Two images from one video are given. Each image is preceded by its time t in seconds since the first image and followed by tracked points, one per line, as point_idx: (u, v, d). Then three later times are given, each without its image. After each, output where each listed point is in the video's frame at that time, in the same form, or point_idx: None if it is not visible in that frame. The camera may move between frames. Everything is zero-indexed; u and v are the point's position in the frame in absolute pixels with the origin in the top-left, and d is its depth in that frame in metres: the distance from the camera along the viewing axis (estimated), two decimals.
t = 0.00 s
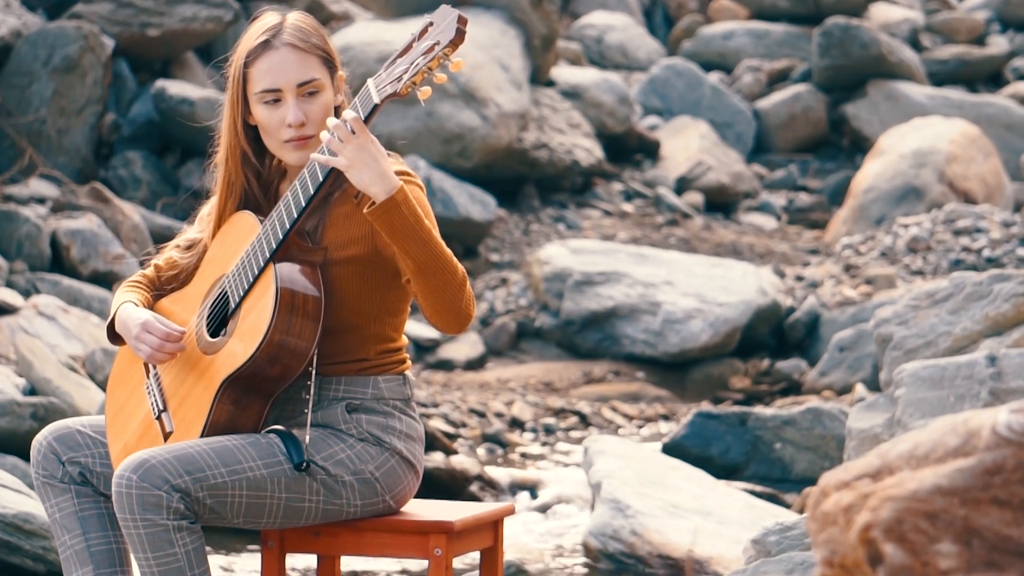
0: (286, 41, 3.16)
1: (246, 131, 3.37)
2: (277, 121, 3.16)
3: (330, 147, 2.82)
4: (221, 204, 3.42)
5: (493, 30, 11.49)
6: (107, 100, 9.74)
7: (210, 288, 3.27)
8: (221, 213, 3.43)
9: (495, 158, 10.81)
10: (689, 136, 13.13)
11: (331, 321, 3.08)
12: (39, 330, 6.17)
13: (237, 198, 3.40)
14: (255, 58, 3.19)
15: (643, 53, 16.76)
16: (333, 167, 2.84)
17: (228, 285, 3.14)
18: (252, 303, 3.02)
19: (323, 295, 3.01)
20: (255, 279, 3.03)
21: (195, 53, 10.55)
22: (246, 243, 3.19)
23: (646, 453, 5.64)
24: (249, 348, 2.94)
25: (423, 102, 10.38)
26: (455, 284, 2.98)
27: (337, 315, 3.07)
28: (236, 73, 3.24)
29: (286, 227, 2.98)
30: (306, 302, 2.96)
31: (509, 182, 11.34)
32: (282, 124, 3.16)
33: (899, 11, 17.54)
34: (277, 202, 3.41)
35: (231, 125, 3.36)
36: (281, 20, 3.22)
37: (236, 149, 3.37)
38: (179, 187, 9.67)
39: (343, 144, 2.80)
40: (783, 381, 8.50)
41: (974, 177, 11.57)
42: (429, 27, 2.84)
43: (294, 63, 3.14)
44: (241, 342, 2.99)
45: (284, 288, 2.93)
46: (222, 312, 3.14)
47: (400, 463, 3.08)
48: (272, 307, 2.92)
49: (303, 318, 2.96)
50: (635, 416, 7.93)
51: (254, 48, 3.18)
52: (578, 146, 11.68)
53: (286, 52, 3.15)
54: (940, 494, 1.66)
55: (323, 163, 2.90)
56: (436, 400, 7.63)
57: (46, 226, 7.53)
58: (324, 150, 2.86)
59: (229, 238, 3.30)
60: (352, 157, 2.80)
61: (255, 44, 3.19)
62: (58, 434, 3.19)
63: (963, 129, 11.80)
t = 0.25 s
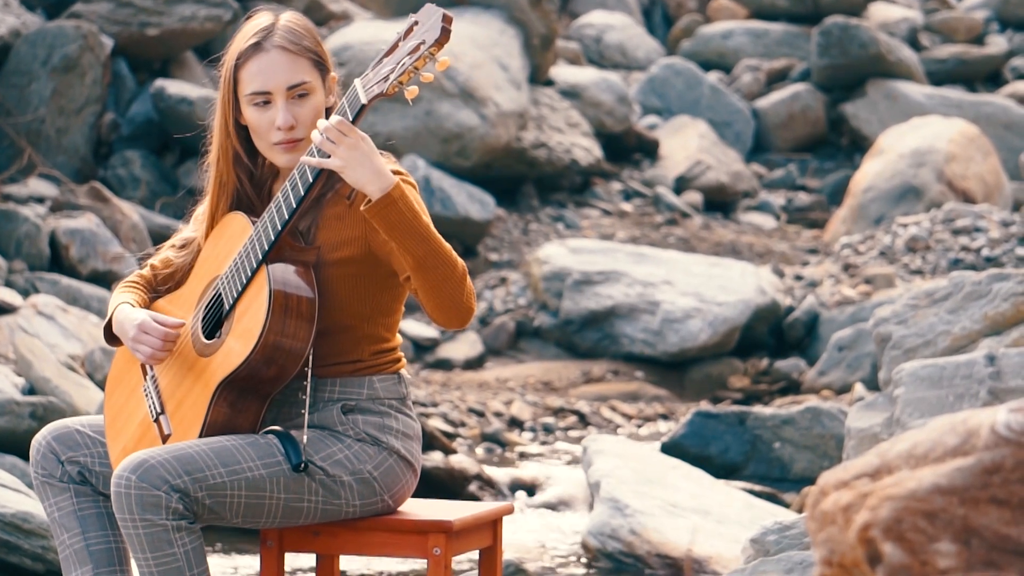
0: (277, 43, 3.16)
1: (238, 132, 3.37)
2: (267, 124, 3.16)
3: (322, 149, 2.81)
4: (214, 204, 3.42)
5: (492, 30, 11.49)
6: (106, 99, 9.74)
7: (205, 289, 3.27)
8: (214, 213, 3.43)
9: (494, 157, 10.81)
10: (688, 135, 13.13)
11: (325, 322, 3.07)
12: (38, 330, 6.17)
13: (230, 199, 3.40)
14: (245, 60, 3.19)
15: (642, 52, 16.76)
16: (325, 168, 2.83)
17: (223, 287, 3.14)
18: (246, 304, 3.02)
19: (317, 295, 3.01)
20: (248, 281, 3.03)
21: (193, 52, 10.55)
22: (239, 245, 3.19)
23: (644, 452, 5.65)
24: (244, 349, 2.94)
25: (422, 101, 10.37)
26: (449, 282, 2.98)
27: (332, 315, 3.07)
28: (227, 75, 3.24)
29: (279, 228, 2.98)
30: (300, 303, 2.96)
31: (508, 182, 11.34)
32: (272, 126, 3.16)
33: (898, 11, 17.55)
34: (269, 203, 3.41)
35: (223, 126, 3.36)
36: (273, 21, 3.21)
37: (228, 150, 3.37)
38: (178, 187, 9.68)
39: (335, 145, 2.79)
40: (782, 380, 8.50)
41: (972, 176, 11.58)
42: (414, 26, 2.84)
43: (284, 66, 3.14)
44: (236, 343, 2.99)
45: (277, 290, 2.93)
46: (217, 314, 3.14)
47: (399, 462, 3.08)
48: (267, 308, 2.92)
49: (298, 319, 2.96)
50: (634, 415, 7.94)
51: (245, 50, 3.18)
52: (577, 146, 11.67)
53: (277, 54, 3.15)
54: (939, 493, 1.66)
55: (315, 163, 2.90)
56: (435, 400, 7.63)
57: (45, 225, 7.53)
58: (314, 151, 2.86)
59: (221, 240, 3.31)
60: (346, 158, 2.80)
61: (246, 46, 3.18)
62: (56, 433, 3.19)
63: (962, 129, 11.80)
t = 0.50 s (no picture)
0: (276, 44, 3.15)
1: (236, 132, 3.37)
2: (265, 125, 3.16)
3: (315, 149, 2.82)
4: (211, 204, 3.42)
5: (491, 29, 11.49)
6: (105, 98, 9.73)
7: (203, 289, 3.27)
8: (211, 213, 3.43)
9: (493, 156, 10.81)
10: (686, 134, 13.14)
11: (323, 323, 3.07)
12: (37, 329, 6.17)
13: (227, 199, 3.40)
14: (244, 60, 3.18)
15: (641, 52, 16.77)
16: (320, 169, 2.83)
17: (221, 287, 3.14)
18: (244, 305, 3.02)
19: (315, 295, 3.01)
20: (247, 281, 3.02)
21: (192, 51, 10.55)
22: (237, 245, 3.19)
23: (642, 451, 5.65)
24: (243, 350, 2.94)
25: (421, 100, 10.37)
26: (446, 282, 2.97)
27: (329, 316, 3.07)
28: (225, 74, 3.24)
29: (277, 229, 2.97)
30: (298, 304, 2.96)
31: (507, 181, 11.34)
32: (270, 127, 3.16)
33: (897, 10, 17.55)
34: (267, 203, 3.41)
35: (221, 125, 3.36)
36: (272, 21, 3.21)
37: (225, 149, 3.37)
38: (177, 186, 9.68)
39: (329, 145, 2.80)
40: (781, 380, 8.49)
41: (971, 176, 11.58)
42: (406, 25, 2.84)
43: (283, 67, 3.14)
44: (234, 344, 2.99)
45: (275, 290, 2.93)
46: (216, 314, 3.14)
47: (398, 462, 3.08)
48: (265, 308, 2.92)
49: (297, 319, 2.96)
50: (633, 415, 7.94)
51: (244, 51, 3.18)
52: (575, 145, 11.66)
53: (276, 55, 3.14)
54: (938, 493, 1.66)
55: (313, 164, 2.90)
56: (433, 399, 7.63)
57: (44, 225, 7.53)
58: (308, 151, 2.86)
59: (218, 240, 3.31)
60: (339, 158, 2.80)
61: (246, 45, 3.18)
62: (54, 433, 3.18)
63: (961, 128, 11.80)
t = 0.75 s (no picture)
0: (283, 42, 3.15)
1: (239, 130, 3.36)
2: (268, 123, 3.16)
3: (319, 150, 2.82)
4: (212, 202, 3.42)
5: (490, 29, 11.49)
6: (104, 98, 9.74)
7: (204, 288, 3.27)
8: (213, 210, 3.43)
9: (492, 156, 10.81)
10: (686, 134, 13.14)
11: (323, 322, 3.07)
12: (36, 329, 6.17)
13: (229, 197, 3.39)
14: (250, 57, 3.18)
15: (640, 51, 16.77)
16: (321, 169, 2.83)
17: (222, 286, 3.14)
18: (245, 304, 3.02)
19: (316, 295, 3.01)
20: (248, 281, 3.02)
21: (191, 51, 10.55)
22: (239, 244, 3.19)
23: (641, 451, 5.65)
24: (244, 349, 2.95)
25: (420, 100, 10.37)
26: (445, 283, 2.97)
27: (330, 315, 3.07)
28: (230, 71, 3.23)
29: (278, 228, 2.97)
30: (299, 303, 2.96)
31: (506, 180, 11.35)
32: (273, 124, 3.16)
33: (896, 9, 17.55)
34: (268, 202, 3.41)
35: (225, 122, 3.35)
36: (279, 19, 3.21)
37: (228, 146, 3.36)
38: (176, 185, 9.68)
39: (332, 146, 2.80)
40: (781, 379, 8.49)
41: (970, 175, 11.59)
42: (412, 26, 2.84)
43: (289, 65, 3.14)
44: (235, 342, 2.99)
45: (277, 290, 2.93)
46: (216, 313, 3.14)
47: (397, 461, 3.08)
48: (267, 308, 2.92)
49: (297, 319, 2.96)
50: (632, 414, 7.94)
51: (250, 47, 3.17)
52: (575, 145, 11.66)
53: (282, 53, 3.15)
54: (936, 492, 1.66)
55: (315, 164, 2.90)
56: (433, 399, 7.63)
57: (43, 224, 7.53)
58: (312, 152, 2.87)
59: (219, 238, 3.31)
60: (341, 159, 2.80)
61: (252, 42, 3.17)
62: (53, 432, 3.18)
63: (960, 128, 11.81)
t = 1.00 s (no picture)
0: (295, 38, 3.15)
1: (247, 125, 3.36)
2: (276, 118, 3.15)
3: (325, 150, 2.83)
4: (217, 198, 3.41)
5: (489, 28, 11.48)
6: (103, 97, 9.73)
7: (207, 286, 3.27)
8: (217, 207, 3.43)
9: (491, 155, 10.81)
10: (684, 134, 13.14)
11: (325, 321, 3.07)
12: (35, 328, 6.16)
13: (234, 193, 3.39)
14: (260, 52, 3.18)
15: (639, 51, 16.78)
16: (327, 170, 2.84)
17: (225, 285, 3.14)
18: (249, 302, 3.02)
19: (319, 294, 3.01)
20: (252, 280, 3.02)
21: (190, 50, 10.55)
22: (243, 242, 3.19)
23: (640, 451, 5.65)
24: (247, 348, 2.95)
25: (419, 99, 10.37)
26: (447, 284, 2.97)
27: (332, 315, 3.07)
28: (239, 65, 3.23)
29: (283, 227, 2.97)
30: (303, 302, 2.96)
31: (505, 180, 11.35)
32: (280, 120, 3.15)
33: (896, 9, 17.55)
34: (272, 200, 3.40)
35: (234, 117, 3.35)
36: (291, 15, 3.21)
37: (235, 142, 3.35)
38: (175, 184, 9.67)
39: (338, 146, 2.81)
40: (779, 378, 8.49)
41: (969, 175, 11.58)
42: (424, 27, 2.84)
43: (299, 61, 3.14)
44: (238, 341, 2.99)
45: (281, 288, 2.93)
46: (219, 312, 3.13)
47: (397, 461, 3.08)
48: (270, 306, 2.93)
49: (301, 318, 2.96)
50: (631, 414, 7.95)
51: (261, 42, 3.17)
52: (573, 144, 11.66)
53: (293, 49, 3.14)
54: (935, 492, 1.66)
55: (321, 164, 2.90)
56: (431, 398, 7.63)
57: (42, 224, 7.54)
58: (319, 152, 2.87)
59: (224, 235, 3.30)
60: (346, 158, 2.80)
61: (264, 37, 3.17)
62: (52, 432, 3.18)
63: (959, 127, 11.81)
